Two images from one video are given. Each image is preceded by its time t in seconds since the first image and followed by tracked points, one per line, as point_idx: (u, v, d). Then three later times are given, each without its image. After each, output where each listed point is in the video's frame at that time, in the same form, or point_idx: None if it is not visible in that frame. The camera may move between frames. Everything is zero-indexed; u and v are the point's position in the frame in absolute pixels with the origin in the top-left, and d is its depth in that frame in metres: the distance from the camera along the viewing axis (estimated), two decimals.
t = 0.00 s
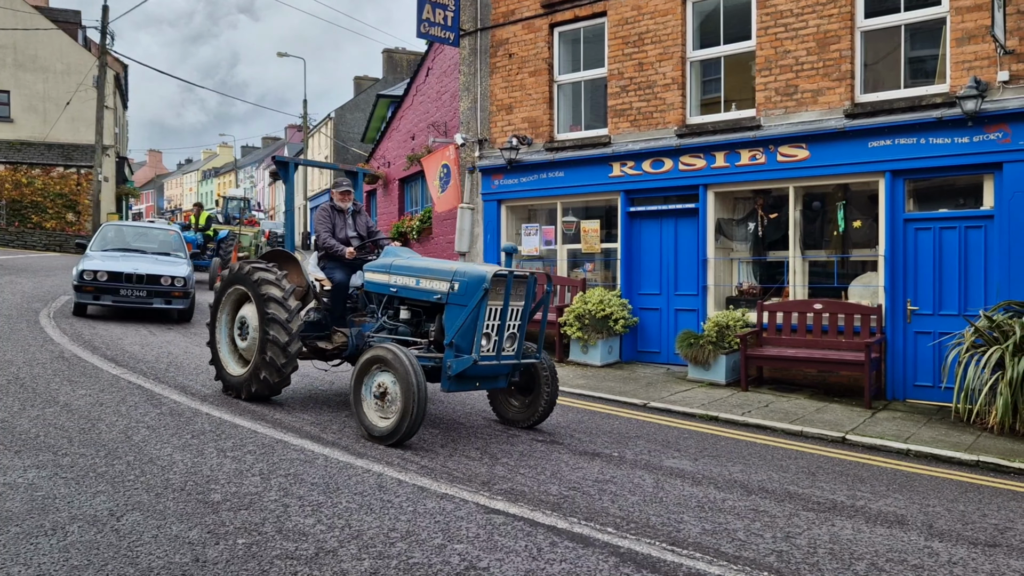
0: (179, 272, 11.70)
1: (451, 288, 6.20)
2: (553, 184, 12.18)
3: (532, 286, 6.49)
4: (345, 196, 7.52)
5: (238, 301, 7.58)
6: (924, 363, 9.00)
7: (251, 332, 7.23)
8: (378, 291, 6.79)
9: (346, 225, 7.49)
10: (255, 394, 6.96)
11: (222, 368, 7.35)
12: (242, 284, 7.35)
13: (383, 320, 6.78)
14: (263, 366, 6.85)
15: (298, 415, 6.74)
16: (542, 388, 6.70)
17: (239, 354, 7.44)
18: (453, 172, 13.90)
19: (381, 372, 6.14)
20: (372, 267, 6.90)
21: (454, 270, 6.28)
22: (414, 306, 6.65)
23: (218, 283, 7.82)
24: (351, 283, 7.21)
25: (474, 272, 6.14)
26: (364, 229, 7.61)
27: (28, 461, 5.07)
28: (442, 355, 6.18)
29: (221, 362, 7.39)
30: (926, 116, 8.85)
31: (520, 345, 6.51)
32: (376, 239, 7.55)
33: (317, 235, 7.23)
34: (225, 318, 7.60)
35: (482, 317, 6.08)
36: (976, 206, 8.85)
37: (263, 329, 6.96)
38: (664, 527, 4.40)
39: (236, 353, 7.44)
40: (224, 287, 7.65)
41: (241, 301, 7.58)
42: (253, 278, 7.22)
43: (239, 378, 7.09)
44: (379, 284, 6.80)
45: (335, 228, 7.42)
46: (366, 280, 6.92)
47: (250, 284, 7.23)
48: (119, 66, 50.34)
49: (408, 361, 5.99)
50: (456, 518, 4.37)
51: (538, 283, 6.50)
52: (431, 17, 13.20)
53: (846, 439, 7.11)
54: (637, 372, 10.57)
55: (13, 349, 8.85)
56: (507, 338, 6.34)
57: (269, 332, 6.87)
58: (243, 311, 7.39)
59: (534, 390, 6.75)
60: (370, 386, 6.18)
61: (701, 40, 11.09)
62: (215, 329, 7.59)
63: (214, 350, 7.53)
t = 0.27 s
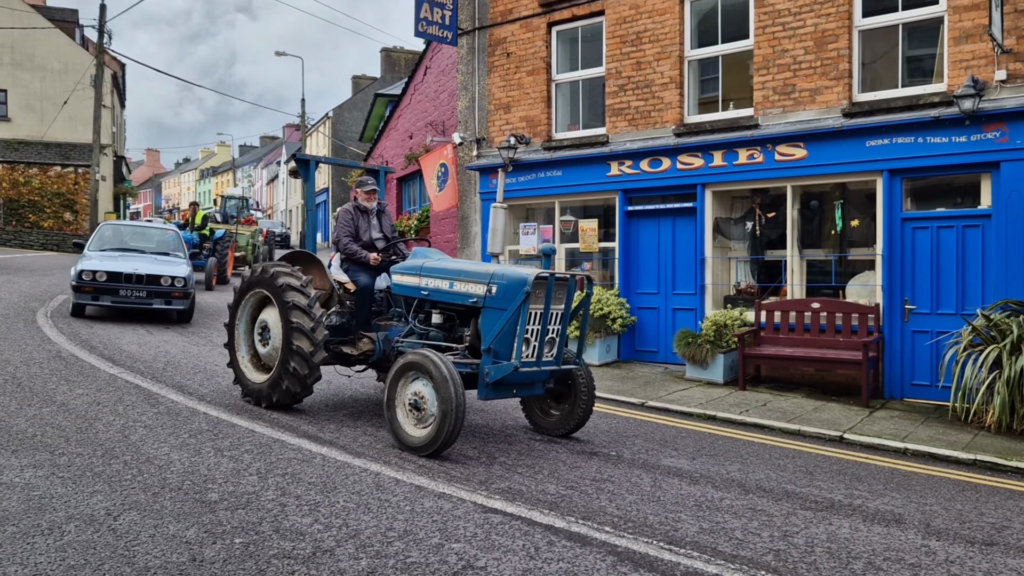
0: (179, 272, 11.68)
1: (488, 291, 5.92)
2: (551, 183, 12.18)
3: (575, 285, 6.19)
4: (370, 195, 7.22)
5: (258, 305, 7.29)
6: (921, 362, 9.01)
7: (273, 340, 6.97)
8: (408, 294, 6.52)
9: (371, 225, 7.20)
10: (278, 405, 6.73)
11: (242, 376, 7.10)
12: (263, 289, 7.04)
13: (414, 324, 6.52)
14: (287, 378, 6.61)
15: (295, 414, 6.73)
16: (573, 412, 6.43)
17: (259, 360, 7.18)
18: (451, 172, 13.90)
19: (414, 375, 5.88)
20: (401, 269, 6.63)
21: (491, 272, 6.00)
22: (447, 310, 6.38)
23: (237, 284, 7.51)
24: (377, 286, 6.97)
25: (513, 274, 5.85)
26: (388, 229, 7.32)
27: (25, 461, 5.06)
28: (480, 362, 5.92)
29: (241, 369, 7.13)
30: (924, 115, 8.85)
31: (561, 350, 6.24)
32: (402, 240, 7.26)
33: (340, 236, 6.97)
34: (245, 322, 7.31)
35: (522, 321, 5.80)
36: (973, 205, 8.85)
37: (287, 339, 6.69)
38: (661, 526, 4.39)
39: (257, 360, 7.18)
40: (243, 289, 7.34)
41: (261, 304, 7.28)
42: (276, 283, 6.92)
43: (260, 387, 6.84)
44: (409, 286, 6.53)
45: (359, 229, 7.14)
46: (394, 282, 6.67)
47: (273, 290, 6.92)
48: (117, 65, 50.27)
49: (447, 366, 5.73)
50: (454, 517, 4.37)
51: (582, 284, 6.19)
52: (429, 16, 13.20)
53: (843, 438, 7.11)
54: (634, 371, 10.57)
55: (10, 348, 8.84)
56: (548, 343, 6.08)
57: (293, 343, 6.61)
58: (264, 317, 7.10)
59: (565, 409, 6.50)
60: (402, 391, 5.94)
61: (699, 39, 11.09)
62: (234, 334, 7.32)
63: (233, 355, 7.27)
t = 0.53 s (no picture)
0: (179, 272, 11.65)
1: (530, 294, 5.63)
2: (549, 182, 12.17)
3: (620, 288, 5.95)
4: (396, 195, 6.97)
5: (281, 308, 6.95)
6: (918, 361, 9.02)
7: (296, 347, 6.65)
8: (442, 298, 6.23)
9: (398, 227, 6.93)
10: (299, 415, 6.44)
11: (262, 380, 6.81)
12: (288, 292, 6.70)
13: (449, 329, 6.23)
14: (312, 388, 6.30)
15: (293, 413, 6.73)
16: (614, 422, 6.17)
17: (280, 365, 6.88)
18: (448, 171, 13.88)
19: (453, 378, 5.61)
20: (434, 271, 6.36)
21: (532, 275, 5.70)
22: (483, 314, 6.08)
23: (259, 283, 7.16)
24: (404, 290, 6.70)
25: (557, 277, 5.56)
26: (416, 230, 7.06)
27: (21, 460, 5.05)
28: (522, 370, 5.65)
29: (262, 374, 6.84)
30: (921, 114, 8.86)
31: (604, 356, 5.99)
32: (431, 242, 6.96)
33: (365, 237, 6.72)
34: (267, 324, 6.98)
35: (566, 326, 5.52)
36: (970, 205, 8.86)
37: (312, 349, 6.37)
38: (658, 525, 4.40)
39: (278, 364, 6.87)
40: (267, 290, 6.99)
41: (284, 307, 6.94)
42: (302, 287, 6.57)
43: (281, 395, 6.55)
44: (443, 289, 6.24)
45: (385, 231, 6.87)
46: (427, 285, 6.39)
47: (299, 296, 6.58)
48: (113, 64, 50.20)
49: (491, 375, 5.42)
50: (450, 516, 4.37)
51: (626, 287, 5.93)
52: (426, 14, 13.15)
53: (840, 437, 7.12)
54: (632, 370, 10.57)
55: (6, 347, 8.83)
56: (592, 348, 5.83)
57: (319, 352, 6.29)
58: (287, 322, 6.77)
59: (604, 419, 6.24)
60: (439, 394, 5.68)
61: (696, 39, 11.09)
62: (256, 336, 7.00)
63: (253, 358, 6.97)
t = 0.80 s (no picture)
0: (179, 273, 11.57)
1: (579, 299, 5.36)
2: (546, 181, 12.17)
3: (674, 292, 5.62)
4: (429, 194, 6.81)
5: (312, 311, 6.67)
6: (915, 360, 9.03)
7: (328, 355, 6.39)
8: (483, 303, 5.97)
9: (431, 226, 6.77)
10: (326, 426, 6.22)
11: (288, 385, 6.56)
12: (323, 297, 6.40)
13: (490, 335, 5.96)
14: (342, 401, 6.06)
15: (290, 413, 6.72)
16: (659, 433, 5.87)
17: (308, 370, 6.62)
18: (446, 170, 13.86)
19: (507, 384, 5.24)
20: (473, 274, 6.09)
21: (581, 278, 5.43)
22: (526, 319, 5.81)
23: (291, 281, 6.85)
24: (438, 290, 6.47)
25: (609, 280, 5.28)
26: (449, 230, 6.90)
27: (17, 460, 5.04)
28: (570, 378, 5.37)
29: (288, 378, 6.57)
30: (918, 114, 8.87)
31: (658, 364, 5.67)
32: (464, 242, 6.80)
33: (397, 236, 6.53)
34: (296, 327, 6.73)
35: (618, 332, 5.24)
36: (967, 204, 8.87)
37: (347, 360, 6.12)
38: (654, 524, 4.39)
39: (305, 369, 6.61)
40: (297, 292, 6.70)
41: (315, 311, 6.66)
42: (336, 294, 6.27)
43: (308, 404, 6.30)
44: (484, 293, 5.98)
45: (419, 229, 6.69)
46: (465, 289, 6.12)
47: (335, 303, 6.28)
48: (110, 63, 50.15)
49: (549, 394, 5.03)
50: (447, 516, 4.36)
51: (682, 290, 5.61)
52: (423, 14, 13.17)
53: (837, 436, 7.12)
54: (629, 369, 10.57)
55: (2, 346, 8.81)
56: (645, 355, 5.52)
57: (354, 364, 6.03)
58: (319, 328, 6.50)
59: (649, 430, 5.94)
60: (489, 398, 5.32)
61: (693, 38, 11.08)
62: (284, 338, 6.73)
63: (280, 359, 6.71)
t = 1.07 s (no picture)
0: (181, 273, 11.43)
1: (638, 304, 4.97)
2: (545, 180, 12.17)
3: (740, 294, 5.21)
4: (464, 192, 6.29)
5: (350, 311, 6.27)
6: (913, 359, 9.03)
7: (356, 368, 6.08)
8: (529, 306, 5.56)
9: (468, 227, 6.28)
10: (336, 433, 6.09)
11: (309, 374, 6.34)
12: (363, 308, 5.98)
13: (537, 341, 5.56)
14: (359, 424, 5.85)
15: (288, 411, 6.71)
16: (715, 447, 5.54)
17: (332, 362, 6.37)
18: (444, 169, 13.85)
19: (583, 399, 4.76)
20: (518, 276, 5.67)
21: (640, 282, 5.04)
22: (577, 324, 5.40)
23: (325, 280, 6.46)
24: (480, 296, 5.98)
25: (673, 283, 4.89)
26: (485, 230, 6.42)
27: (14, 459, 5.03)
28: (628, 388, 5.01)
29: (310, 367, 6.34)
30: (916, 113, 8.88)
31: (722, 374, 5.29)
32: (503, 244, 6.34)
33: (432, 239, 6.06)
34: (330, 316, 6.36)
35: (682, 339, 4.85)
36: (965, 203, 8.87)
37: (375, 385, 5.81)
38: (653, 523, 4.40)
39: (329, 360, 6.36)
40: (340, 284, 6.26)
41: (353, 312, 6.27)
42: (379, 310, 5.87)
43: (325, 405, 6.13)
44: (529, 296, 5.57)
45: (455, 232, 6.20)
46: (508, 291, 5.71)
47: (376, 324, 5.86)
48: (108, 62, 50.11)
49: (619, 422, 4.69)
50: (445, 515, 4.36)
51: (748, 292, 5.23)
52: (421, 12, 13.15)
53: (835, 435, 7.12)
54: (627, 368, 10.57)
55: None
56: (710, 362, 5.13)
57: (382, 393, 5.73)
58: (352, 334, 6.15)
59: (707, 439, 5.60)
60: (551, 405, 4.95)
61: (692, 37, 11.08)
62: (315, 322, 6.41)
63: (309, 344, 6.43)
